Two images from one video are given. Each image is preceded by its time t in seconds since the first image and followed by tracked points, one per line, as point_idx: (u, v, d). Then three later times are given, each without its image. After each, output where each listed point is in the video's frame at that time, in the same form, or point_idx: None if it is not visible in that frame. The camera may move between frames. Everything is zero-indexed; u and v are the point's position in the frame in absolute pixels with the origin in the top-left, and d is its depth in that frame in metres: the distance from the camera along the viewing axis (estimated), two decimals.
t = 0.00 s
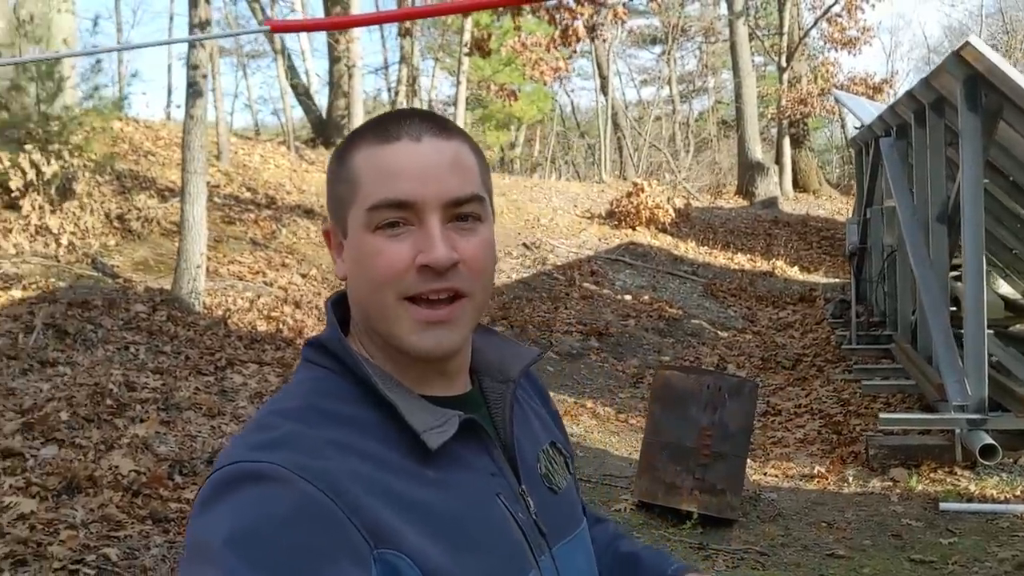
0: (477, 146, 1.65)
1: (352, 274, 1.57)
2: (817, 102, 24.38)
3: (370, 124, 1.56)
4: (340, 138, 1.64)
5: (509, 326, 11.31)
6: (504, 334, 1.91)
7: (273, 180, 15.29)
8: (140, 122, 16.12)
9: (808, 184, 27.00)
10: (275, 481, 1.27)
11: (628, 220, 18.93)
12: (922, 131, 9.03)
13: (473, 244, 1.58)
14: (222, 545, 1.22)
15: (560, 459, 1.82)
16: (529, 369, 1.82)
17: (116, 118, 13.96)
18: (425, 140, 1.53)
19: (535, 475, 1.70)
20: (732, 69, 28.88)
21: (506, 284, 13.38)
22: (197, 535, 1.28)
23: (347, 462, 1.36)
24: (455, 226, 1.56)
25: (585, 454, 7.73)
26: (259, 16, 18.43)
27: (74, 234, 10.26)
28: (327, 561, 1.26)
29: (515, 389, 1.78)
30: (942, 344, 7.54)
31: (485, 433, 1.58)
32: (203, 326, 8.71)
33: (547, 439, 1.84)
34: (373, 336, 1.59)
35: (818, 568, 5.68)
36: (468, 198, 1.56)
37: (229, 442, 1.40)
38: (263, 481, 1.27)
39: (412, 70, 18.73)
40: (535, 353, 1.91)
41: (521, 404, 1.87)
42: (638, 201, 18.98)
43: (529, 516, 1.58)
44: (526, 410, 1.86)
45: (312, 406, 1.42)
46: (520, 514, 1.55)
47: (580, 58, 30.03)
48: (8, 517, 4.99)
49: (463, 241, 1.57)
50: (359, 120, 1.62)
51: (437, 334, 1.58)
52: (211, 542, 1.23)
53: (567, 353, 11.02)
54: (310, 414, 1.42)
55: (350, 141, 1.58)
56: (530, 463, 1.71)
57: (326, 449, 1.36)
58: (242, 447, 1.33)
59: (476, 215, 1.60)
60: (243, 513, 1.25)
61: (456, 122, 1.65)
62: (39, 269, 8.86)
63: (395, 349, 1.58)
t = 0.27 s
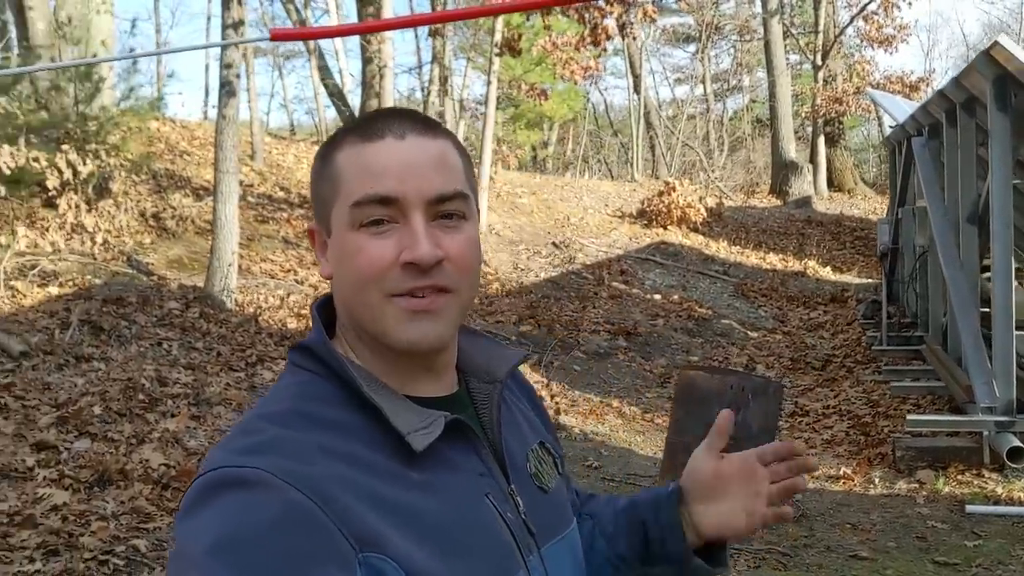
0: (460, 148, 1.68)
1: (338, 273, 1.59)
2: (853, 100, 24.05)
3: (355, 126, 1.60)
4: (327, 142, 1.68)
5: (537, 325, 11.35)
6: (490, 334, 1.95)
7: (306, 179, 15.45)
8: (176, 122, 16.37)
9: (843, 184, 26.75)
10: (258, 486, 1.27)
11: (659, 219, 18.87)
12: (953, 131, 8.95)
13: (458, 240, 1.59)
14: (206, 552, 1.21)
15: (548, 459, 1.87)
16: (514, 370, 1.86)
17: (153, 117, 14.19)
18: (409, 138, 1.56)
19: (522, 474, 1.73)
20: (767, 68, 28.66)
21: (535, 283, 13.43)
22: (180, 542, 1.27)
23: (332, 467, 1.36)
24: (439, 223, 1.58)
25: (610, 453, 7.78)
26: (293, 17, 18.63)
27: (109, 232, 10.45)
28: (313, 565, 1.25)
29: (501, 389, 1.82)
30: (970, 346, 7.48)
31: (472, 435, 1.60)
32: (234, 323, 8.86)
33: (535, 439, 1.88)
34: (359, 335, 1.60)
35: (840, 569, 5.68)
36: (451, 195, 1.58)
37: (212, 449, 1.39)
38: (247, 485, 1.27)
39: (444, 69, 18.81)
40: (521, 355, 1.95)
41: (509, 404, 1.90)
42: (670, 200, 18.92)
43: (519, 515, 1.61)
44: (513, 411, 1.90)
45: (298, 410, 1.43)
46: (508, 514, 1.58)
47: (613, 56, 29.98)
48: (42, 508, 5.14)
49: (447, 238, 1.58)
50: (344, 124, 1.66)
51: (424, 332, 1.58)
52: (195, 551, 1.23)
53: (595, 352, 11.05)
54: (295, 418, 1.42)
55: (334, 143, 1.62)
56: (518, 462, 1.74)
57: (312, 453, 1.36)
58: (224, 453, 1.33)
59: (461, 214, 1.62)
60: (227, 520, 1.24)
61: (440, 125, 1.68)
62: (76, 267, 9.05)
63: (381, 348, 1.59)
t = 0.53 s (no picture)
0: (451, 142, 1.74)
1: (333, 267, 1.65)
2: (878, 100, 23.86)
3: (346, 122, 1.66)
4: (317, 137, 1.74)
5: (555, 325, 11.41)
6: (482, 333, 2.04)
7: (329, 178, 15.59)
8: (202, 121, 16.57)
9: (868, 184, 26.56)
10: (249, 480, 1.31)
11: (681, 219, 18.85)
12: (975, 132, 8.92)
13: (451, 235, 1.66)
14: (198, 547, 1.26)
15: (539, 453, 1.93)
16: (504, 365, 1.95)
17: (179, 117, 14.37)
18: (402, 133, 1.62)
19: (515, 469, 1.81)
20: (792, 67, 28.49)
21: (555, 283, 13.49)
22: (171, 537, 1.31)
23: (324, 461, 1.41)
24: (433, 216, 1.65)
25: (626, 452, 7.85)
26: (318, 16, 18.78)
27: (135, 230, 10.62)
28: (304, 559, 1.30)
29: (491, 384, 1.91)
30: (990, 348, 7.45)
31: (465, 430, 1.66)
32: (256, 320, 8.99)
33: (527, 435, 1.95)
34: (354, 326, 1.66)
35: (853, 569, 5.70)
36: (445, 191, 1.65)
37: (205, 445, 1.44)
38: (238, 480, 1.31)
39: (466, 69, 18.88)
40: (511, 351, 2.05)
41: (499, 401, 1.98)
42: (692, 200, 18.89)
43: (511, 510, 1.67)
44: (504, 407, 1.98)
45: (291, 406, 1.48)
46: (501, 508, 1.64)
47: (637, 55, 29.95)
48: (66, 500, 5.26)
49: (441, 232, 1.65)
50: (334, 118, 1.72)
51: (419, 322, 1.64)
52: (186, 546, 1.27)
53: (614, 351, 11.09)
54: (287, 414, 1.47)
55: (326, 138, 1.67)
56: (511, 458, 1.82)
57: (304, 448, 1.40)
58: (217, 447, 1.37)
59: (454, 209, 1.69)
60: (217, 513, 1.28)
61: (430, 118, 1.74)
62: (102, 264, 9.21)
63: (377, 338, 1.65)
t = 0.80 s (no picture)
0: (452, 146, 1.79)
1: (332, 273, 1.70)
2: (903, 100, 23.66)
3: (347, 128, 1.70)
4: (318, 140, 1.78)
5: (574, 324, 11.43)
6: (484, 336, 2.10)
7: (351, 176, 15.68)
8: (226, 120, 16.70)
9: (892, 184, 26.36)
10: (246, 483, 1.37)
11: (702, 218, 18.79)
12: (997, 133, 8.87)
13: (450, 243, 1.71)
14: (196, 548, 1.31)
15: (538, 456, 1.98)
16: (503, 368, 2.01)
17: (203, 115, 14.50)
18: (402, 140, 1.67)
19: (515, 472, 1.86)
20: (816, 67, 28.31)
21: (574, 282, 13.51)
22: (170, 539, 1.36)
23: (321, 464, 1.46)
24: (432, 224, 1.69)
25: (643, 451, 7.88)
26: (341, 16, 18.89)
27: (160, 227, 10.75)
28: (301, 560, 1.35)
29: (490, 387, 1.97)
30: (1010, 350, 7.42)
31: (463, 433, 1.72)
32: (278, 317, 9.09)
33: (526, 438, 2.01)
34: (352, 330, 1.71)
35: (868, 570, 5.71)
36: (446, 199, 1.70)
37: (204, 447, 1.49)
38: (235, 483, 1.37)
39: (489, 68, 18.90)
40: (511, 352, 2.10)
41: (498, 402, 2.04)
42: (713, 200, 18.83)
43: (510, 512, 1.73)
44: (504, 409, 2.04)
45: (290, 409, 1.54)
46: (500, 511, 1.70)
47: (660, 54, 29.86)
48: (90, 493, 5.36)
49: (441, 240, 1.70)
50: (334, 122, 1.76)
51: (418, 328, 1.69)
52: (185, 547, 1.32)
53: (633, 351, 11.10)
54: (284, 418, 1.53)
55: (326, 142, 1.71)
56: (510, 461, 1.87)
57: (300, 452, 1.46)
58: (217, 451, 1.43)
59: (455, 216, 1.74)
60: (214, 516, 1.34)
61: (430, 125, 1.79)
62: (126, 261, 9.34)
63: (375, 344, 1.70)
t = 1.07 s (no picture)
0: (467, 140, 1.81)
1: (343, 266, 1.72)
2: (924, 99, 23.48)
3: (363, 120, 1.72)
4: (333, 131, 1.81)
5: (590, 322, 11.44)
6: (495, 332, 2.12)
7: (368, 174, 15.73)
8: (245, 118, 16.80)
9: (912, 184, 26.19)
10: (251, 477, 1.39)
11: (720, 217, 18.74)
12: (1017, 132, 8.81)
13: (462, 238, 1.74)
14: (201, 542, 1.34)
15: (545, 454, 2.01)
16: (512, 365, 2.03)
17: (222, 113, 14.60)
18: (418, 133, 1.69)
19: (521, 470, 1.89)
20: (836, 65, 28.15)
21: (591, 280, 13.52)
22: (175, 532, 1.39)
23: (326, 460, 1.49)
24: (444, 220, 1.72)
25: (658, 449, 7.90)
26: (360, 14, 18.96)
27: (179, 224, 10.84)
28: (303, 556, 1.38)
29: (499, 383, 1.99)
30: None
31: (470, 430, 1.75)
32: (295, 314, 9.15)
33: (534, 437, 2.03)
34: (361, 325, 1.74)
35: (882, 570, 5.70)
36: (459, 194, 1.72)
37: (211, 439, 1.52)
38: (240, 477, 1.39)
39: (507, 66, 18.91)
40: (520, 348, 2.12)
41: (507, 399, 2.07)
42: (731, 199, 18.77)
43: (515, 511, 1.76)
44: (513, 406, 2.07)
45: (296, 403, 1.57)
46: (504, 509, 1.73)
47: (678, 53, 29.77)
48: (109, 485, 5.43)
49: (454, 236, 1.73)
50: (349, 113, 1.78)
51: (427, 324, 1.72)
52: (189, 541, 1.35)
53: (649, 350, 11.10)
54: (291, 411, 1.55)
55: (340, 135, 1.74)
56: (517, 459, 1.90)
57: (307, 447, 1.49)
58: (223, 443, 1.45)
59: (468, 212, 1.77)
60: (219, 510, 1.36)
61: (446, 119, 1.81)
62: (146, 257, 9.42)
63: (383, 339, 1.72)
